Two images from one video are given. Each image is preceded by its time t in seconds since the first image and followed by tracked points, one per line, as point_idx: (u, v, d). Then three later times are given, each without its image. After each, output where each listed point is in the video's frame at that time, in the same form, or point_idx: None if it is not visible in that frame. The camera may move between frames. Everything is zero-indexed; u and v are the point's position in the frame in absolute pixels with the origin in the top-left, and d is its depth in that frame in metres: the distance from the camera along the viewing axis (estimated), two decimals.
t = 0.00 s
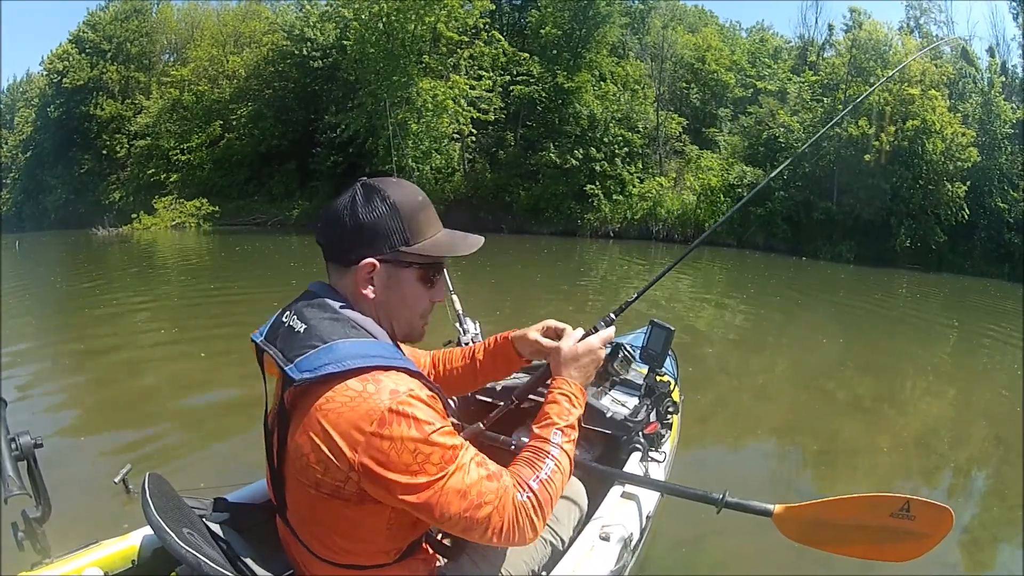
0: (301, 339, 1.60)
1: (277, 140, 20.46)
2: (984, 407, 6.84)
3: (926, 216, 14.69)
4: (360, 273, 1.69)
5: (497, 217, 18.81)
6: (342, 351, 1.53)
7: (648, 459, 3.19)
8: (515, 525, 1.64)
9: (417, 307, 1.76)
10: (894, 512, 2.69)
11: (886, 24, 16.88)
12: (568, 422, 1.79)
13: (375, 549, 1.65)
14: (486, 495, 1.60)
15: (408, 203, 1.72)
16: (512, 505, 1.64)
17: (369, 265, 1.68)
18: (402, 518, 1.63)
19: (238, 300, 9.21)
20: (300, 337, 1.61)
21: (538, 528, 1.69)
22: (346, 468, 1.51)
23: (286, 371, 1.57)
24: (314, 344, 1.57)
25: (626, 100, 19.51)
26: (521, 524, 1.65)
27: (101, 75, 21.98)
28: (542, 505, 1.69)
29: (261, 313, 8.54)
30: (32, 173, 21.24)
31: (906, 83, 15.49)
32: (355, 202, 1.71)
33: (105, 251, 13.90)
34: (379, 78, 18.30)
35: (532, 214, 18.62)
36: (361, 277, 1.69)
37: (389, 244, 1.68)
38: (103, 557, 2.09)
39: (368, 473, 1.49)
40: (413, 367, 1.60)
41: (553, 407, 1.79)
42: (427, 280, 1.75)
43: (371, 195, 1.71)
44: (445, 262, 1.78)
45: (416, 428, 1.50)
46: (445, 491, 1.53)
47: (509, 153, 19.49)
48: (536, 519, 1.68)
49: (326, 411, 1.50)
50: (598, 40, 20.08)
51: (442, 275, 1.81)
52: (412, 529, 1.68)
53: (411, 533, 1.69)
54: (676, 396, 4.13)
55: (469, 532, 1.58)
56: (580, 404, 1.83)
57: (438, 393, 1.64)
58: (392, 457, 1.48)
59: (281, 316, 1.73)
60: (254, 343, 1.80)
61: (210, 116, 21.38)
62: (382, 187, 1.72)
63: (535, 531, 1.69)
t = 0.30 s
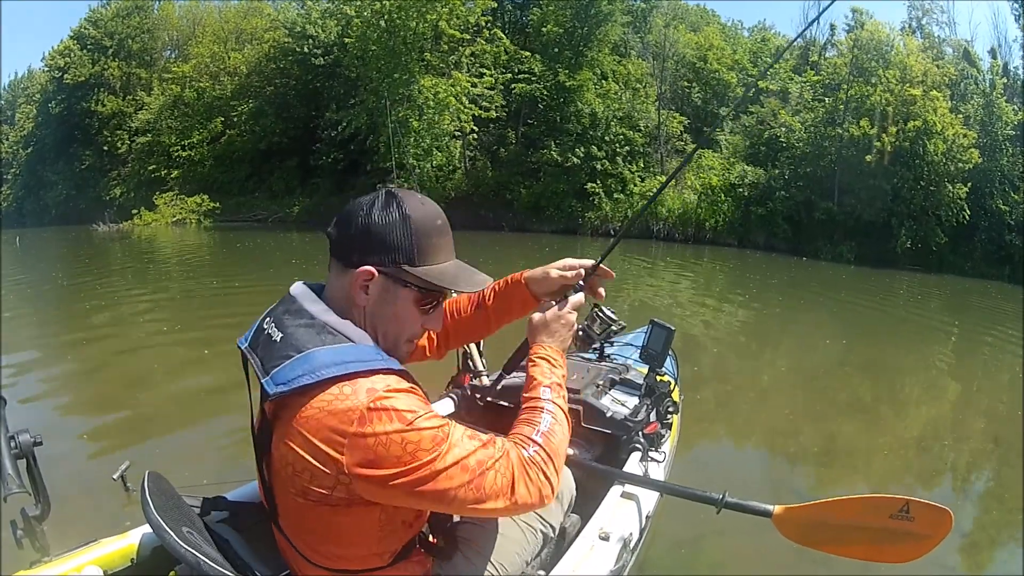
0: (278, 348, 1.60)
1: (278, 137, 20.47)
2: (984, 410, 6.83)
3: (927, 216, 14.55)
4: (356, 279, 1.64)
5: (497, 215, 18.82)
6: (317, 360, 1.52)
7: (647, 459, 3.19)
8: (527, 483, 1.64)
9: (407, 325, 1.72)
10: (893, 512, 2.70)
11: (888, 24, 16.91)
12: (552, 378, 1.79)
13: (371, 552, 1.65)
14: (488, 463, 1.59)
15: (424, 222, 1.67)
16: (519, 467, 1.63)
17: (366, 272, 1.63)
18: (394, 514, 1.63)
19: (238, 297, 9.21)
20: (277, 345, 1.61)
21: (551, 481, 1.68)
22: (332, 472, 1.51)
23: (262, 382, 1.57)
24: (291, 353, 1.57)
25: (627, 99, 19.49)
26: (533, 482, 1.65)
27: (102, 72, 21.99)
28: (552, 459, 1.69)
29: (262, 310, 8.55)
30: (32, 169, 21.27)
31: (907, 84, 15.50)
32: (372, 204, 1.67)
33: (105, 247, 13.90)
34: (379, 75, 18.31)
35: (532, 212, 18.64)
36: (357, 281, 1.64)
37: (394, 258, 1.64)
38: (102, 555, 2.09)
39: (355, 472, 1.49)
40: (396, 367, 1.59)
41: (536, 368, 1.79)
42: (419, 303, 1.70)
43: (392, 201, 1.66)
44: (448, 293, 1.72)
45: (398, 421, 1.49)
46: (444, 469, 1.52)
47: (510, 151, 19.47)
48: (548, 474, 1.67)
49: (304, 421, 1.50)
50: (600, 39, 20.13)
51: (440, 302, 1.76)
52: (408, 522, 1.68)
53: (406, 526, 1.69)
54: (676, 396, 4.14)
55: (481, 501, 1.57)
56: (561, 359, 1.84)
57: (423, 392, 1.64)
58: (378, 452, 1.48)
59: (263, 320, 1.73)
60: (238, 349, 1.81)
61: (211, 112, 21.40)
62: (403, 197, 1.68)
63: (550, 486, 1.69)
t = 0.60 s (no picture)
0: (277, 347, 1.59)
1: (280, 133, 20.42)
2: (983, 415, 6.83)
3: (927, 221, 14.55)
4: (363, 291, 1.62)
5: (498, 214, 19.05)
6: (317, 359, 1.49)
7: (647, 460, 3.18)
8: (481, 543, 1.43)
9: (412, 340, 1.68)
10: (892, 513, 2.70)
11: (891, 28, 16.92)
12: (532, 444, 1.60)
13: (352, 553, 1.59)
14: (451, 502, 1.42)
15: (436, 235, 1.65)
16: (477, 522, 1.44)
17: (373, 284, 1.60)
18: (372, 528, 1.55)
19: (238, 293, 9.22)
20: (277, 343, 1.60)
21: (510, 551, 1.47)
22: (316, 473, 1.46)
23: (260, 380, 1.54)
24: (290, 351, 1.54)
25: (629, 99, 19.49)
26: (492, 541, 1.45)
27: (104, 67, 22.00)
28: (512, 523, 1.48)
29: (261, 306, 8.54)
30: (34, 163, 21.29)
31: (910, 88, 15.47)
32: (386, 215, 1.66)
33: (106, 241, 13.91)
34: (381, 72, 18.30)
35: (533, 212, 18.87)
36: (363, 293, 1.62)
37: (402, 272, 1.61)
38: (102, 555, 2.09)
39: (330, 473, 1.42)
40: (398, 372, 1.54)
41: (511, 426, 1.59)
42: (426, 320, 1.67)
43: (407, 213, 1.65)
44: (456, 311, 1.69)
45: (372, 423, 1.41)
46: (403, 492, 1.39)
47: (512, 150, 19.44)
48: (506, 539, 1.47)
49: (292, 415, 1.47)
50: (602, 39, 20.10)
51: (447, 321, 1.72)
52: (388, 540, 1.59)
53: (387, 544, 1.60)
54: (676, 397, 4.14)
55: (432, 545, 1.40)
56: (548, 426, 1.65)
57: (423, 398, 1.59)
58: (345, 452, 1.40)
59: (265, 319, 1.72)
60: (238, 345, 1.79)
61: (213, 108, 21.42)
62: (419, 210, 1.66)
63: (509, 555, 1.48)
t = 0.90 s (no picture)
0: (292, 349, 1.57)
1: (281, 131, 20.37)
2: (983, 417, 6.82)
3: (928, 223, 14.54)
4: (379, 303, 1.62)
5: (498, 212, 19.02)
6: (334, 360, 1.47)
7: (647, 460, 3.16)
8: None
9: (424, 354, 1.68)
10: (893, 511, 2.70)
11: (893, 30, 16.93)
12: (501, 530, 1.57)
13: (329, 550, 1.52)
14: (427, 535, 1.37)
15: (449, 249, 1.67)
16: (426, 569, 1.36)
17: (390, 298, 1.61)
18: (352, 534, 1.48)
19: (238, 290, 9.21)
20: (292, 347, 1.58)
21: None
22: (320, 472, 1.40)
23: (276, 383, 1.52)
24: (306, 354, 1.53)
25: (631, 99, 19.50)
26: None
27: (106, 64, 22.00)
28: None
29: (261, 303, 8.54)
30: (35, 159, 21.30)
31: (911, 90, 15.46)
32: (399, 228, 1.68)
33: (106, 238, 13.90)
34: (383, 70, 18.31)
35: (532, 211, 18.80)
36: (379, 305, 1.62)
37: (418, 286, 1.63)
38: (103, 559, 2.09)
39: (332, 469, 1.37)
40: (415, 373, 1.53)
41: None
42: (439, 332, 1.68)
43: (419, 229, 1.67)
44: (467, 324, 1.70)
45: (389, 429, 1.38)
46: (390, 509, 1.33)
47: (513, 149, 19.42)
48: None
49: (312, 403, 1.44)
50: (604, 38, 19.99)
51: (458, 333, 1.74)
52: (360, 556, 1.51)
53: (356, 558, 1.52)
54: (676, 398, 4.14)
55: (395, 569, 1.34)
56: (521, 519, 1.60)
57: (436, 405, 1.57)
58: (352, 448, 1.36)
59: (277, 321, 1.71)
60: (245, 347, 1.77)
61: (214, 105, 21.42)
62: (429, 226, 1.69)
63: None
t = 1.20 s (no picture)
0: (290, 356, 1.56)
1: (283, 121, 20.45)
2: (980, 422, 6.83)
3: (929, 227, 14.53)
4: (383, 302, 1.61)
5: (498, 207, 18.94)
6: (330, 370, 1.47)
7: (647, 461, 3.19)
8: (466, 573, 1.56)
9: (433, 343, 1.70)
10: (892, 513, 2.70)
11: (898, 33, 16.92)
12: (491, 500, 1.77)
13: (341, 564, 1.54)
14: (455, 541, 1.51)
15: (443, 239, 1.67)
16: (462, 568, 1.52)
17: (394, 296, 1.60)
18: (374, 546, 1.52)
19: (238, 280, 9.22)
20: (290, 354, 1.57)
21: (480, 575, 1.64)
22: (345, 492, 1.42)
23: (275, 392, 1.51)
24: (304, 363, 1.52)
25: (634, 96, 19.47)
26: None
27: (109, 51, 21.97)
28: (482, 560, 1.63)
29: (261, 294, 8.54)
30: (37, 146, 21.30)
31: (915, 93, 15.44)
32: (391, 225, 1.66)
33: (106, 226, 13.90)
34: (387, 63, 18.30)
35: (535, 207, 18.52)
36: (384, 304, 1.61)
37: (420, 280, 1.63)
38: (102, 557, 2.10)
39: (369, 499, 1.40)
40: (413, 379, 1.53)
41: None
42: (444, 321, 1.69)
43: (412, 223, 1.66)
44: (468, 306, 1.72)
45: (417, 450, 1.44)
46: (432, 525, 1.44)
47: (515, 144, 19.37)
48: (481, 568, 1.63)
49: (330, 426, 1.43)
50: (609, 34, 19.96)
51: (460, 318, 1.75)
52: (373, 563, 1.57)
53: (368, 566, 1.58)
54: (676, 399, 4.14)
55: None
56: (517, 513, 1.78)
57: (439, 407, 1.58)
58: (387, 470, 1.40)
59: (275, 325, 1.70)
60: (246, 350, 1.76)
61: (217, 94, 21.39)
62: (418, 216, 1.67)
63: None
